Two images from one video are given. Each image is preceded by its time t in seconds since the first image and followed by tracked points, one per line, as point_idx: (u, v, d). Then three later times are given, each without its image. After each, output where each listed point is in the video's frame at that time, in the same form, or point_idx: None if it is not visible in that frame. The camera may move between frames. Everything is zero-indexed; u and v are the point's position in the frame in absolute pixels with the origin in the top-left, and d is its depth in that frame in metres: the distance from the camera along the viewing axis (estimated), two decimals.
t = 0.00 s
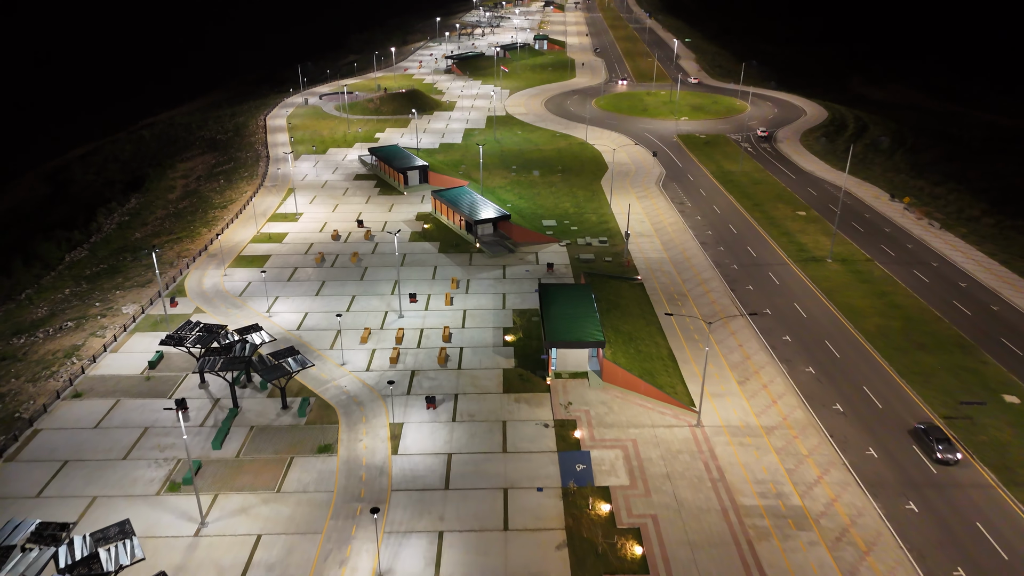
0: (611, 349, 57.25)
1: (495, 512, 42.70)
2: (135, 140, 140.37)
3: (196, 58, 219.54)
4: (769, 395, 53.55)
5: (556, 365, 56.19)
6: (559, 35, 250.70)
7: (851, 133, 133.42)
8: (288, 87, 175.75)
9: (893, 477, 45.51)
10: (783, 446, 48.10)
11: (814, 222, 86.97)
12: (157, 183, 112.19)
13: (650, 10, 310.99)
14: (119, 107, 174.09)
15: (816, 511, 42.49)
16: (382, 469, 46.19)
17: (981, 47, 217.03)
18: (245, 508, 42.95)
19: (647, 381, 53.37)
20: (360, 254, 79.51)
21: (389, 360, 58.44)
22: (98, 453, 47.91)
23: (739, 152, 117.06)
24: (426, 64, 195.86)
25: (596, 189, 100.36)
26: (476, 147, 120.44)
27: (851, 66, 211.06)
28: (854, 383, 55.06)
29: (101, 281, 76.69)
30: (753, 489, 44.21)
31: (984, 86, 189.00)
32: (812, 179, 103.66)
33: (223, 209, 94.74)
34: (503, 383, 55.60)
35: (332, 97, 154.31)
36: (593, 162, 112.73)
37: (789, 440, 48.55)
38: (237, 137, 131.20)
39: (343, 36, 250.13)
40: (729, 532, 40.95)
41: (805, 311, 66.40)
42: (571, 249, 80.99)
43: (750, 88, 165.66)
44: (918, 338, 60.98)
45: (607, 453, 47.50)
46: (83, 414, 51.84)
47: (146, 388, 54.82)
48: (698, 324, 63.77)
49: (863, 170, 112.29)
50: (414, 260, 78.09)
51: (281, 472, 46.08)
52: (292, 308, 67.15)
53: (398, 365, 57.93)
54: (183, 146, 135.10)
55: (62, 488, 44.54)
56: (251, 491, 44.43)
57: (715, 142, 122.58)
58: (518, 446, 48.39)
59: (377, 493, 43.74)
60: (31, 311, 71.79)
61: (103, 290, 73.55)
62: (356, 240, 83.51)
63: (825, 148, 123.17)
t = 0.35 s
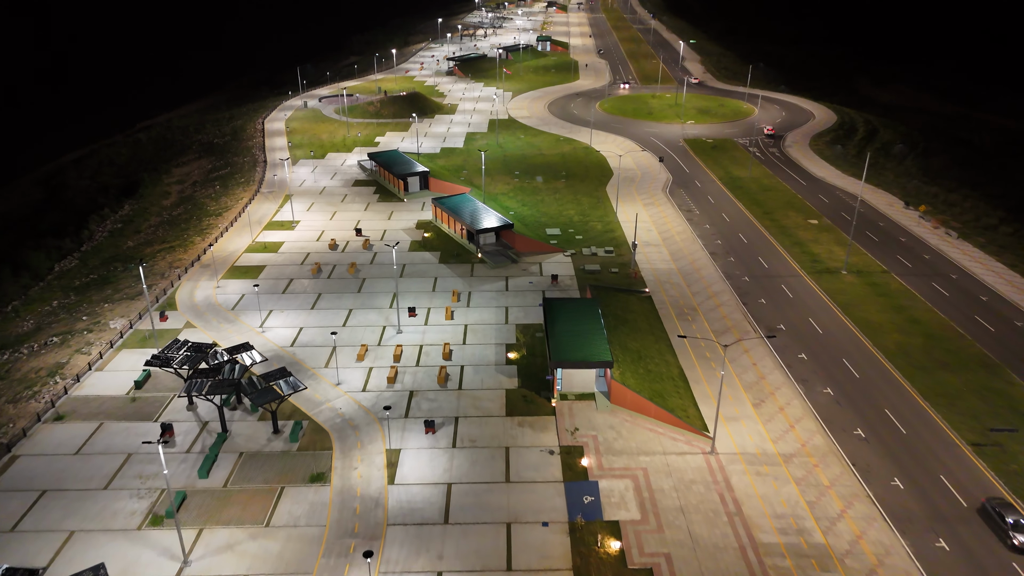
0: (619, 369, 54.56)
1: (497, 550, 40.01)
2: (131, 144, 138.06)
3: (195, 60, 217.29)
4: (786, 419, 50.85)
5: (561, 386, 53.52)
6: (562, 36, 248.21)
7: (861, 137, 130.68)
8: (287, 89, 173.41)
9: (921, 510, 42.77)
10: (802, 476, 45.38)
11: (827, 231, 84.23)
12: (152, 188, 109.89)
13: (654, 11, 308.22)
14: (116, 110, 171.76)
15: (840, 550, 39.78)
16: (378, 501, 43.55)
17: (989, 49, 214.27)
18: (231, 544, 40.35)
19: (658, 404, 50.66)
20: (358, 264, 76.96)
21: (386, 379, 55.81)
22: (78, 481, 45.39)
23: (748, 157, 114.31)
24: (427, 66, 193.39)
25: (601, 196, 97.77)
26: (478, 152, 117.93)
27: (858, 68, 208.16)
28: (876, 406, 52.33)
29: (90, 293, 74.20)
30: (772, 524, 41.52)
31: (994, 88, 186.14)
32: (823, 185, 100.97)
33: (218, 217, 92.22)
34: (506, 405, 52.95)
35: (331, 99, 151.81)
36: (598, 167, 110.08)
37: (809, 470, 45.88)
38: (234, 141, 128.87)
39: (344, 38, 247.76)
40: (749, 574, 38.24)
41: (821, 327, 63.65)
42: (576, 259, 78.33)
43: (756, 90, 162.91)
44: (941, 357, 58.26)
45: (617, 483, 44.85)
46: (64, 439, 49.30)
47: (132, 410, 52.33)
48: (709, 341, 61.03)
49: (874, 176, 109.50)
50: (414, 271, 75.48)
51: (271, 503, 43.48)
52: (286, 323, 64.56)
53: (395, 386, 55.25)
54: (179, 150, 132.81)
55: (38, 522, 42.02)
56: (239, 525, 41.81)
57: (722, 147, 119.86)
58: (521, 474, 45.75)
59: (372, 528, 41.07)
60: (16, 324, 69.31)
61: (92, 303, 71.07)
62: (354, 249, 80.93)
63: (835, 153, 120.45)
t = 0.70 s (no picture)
0: (627, 390, 51.87)
1: None
2: (125, 148, 135.53)
3: (191, 61, 214.70)
4: (803, 445, 48.18)
5: (566, 409, 50.89)
6: (563, 37, 245.77)
7: (870, 141, 128.05)
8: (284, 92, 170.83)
9: (950, 546, 40.21)
10: (823, 509, 42.72)
11: (838, 240, 81.51)
12: (145, 195, 107.38)
13: (656, 11, 305.55)
14: (111, 113, 169.05)
15: None
16: (371, 537, 40.91)
17: (996, 50, 211.60)
18: None
19: (668, 430, 47.98)
20: (354, 276, 74.30)
21: (382, 401, 53.15)
22: (53, 514, 42.78)
23: (754, 161, 111.58)
24: (427, 67, 190.86)
25: (605, 203, 95.14)
26: (479, 157, 115.36)
27: (864, 69, 205.43)
28: (897, 431, 49.69)
29: (76, 306, 71.57)
30: (792, 564, 38.88)
31: (1003, 90, 183.47)
32: (832, 192, 98.35)
33: (211, 225, 89.64)
34: (508, 428, 50.27)
35: (329, 102, 149.18)
36: (601, 173, 107.41)
37: (830, 502, 43.23)
38: (230, 145, 126.31)
39: (343, 39, 245.08)
40: None
41: (836, 344, 60.95)
42: (580, 270, 75.68)
43: (761, 93, 160.29)
44: (963, 377, 55.61)
45: (626, 517, 42.20)
46: (40, 467, 46.68)
47: (114, 435, 49.73)
48: (720, 359, 58.46)
49: (884, 181, 106.80)
50: (412, 283, 72.83)
51: (257, 538, 40.85)
52: (278, 339, 61.91)
53: (391, 408, 52.60)
54: (174, 155, 130.28)
55: (8, 561, 39.41)
56: (222, 564, 39.18)
57: (728, 152, 117.15)
58: (524, 507, 43.09)
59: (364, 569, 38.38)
60: None
61: (77, 316, 68.47)
62: (350, 260, 78.33)
63: (843, 157, 117.79)
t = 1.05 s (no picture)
0: (634, 414, 49.25)
1: None
2: (118, 152, 132.82)
3: (187, 62, 212.06)
4: (823, 475, 45.52)
5: (570, 434, 48.21)
6: (564, 37, 243.24)
7: (878, 144, 125.47)
8: (281, 94, 168.08)
9: None
10: (846, 546, 40.13)
11: (850, 249, 78.83)
12: (136, 201, 104.67)
13: (657, 11, 302.78)
14: (105, 115, 166.44)
15: None
16: None
17: (1003, 50, 208.76)
18: None
19: (679, 459, 45.35)
20: (349, 288, 71.62)
21: (376, 425, 50.46)
22: (25, 552, 40.18)
23: (761, 166, 108.86)
24: (427, 69, 188.14)
25: (608, 210, 92.51)
26: (479, 162, 112.72)
27: (868, 70, 202.80)
28: (922, 459, 47.04)
29: (60, 320, 68.87)
30: None
31: (1010, 91, 180.95)
32: (841, 198, 95.76)
33: (203, 233, 86.94)
34: (509, 455, 47.58)
35: (326, 105, 146.56)
36: (604, 178, 104.82)
37: (853, 538, 40.63)
38: (224, 149, 123.54)
39: (341, 40, 242.33)
40: None
41: (852, 362, 58.29)
42: (583, 282, 73.03)
43: (765, 95, 157.72)
44: (988, 398, 53.00)
45: (636, 555, 39.53)
46: (15, 498, 44.09)
47: (93, 462, 47.10)
48: (731, 380, 55.80)
49: (894, 186, 104.16)
50: (409, 296, 70.20)
51: None
52: (269, 357, 59.24)
53: (386, 433, 49.93)
54: (167, 159, 127.54)
55: None
56: None
57: (734, 156, 114.45)
58: (527, 544, 40.42)
59: None
60: None
61: (60, 331, 65.75)
62: (346, 270, 75.71)
63: (851, 161, 115.14)
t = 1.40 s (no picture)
0: (644, 440, 46.61)
1: None
2: (110, 157, 130.30)
3: (184, 64, 209.67)
4: (844, 508, 42.88)
5: (576, 462, 45.63)
6: (565, 39, 240.59)
7: (886, 149, 122.95)
8: (278, 97, 165.56)
9: None
10: None
11: (863, 260, 76.18)
12: (127, 208, 102.21)
13: (659, 12, 300.01)
14: (98, 118, 163.88)
15: None
16: None
17: (1009, 52, 206.15)
18: None
19: (691, 491, 42.73)
20: (344, 301, 68.98)
21: (370, 452, 47.80)
22: None
23: (768, 172, 106.22)
24: (426, 71, 185.65)
25: (612, 218, 89.96)
26: (479, 167, 110.17)
27: (873, 72, 200.18)
28: (949, 490, 44.41)
29: (42, 335, 66.28)
30: None
31: (1018, 93, 178.31)
32: (851, 206, 93.20)
33: (194, 243, 84.28)
34: (511, 486, 44.91)
35: (323, 108, 144.07)
36: (608, 185, 102.24)
37: None
38: (218, 154, 121.06)
39: (340, 41, 239.74)
40: None
41: (869, 381, 55.64)
42: (587, 295, 70.38)
43: (770, 98, 155.12)
44: (1015, 422, 50.40)
45: None
46: None
47: (70, 493, 44.45)
48: (744, 401, 53.14)
49: (905, 192, 101.54)
50: (406, 310, 67.57)
51: None
52: (259, 377, 56.59)
53: (380, 460, 47.29)
54: (160, 164, 125.02)
55: None
56: None
57: (739, 161, 111.89)
58: None
59: None
60: None
61: (42, 348, 63.15)
62: (341, 282, 73.12)
63: (860, 166, 112.56)
